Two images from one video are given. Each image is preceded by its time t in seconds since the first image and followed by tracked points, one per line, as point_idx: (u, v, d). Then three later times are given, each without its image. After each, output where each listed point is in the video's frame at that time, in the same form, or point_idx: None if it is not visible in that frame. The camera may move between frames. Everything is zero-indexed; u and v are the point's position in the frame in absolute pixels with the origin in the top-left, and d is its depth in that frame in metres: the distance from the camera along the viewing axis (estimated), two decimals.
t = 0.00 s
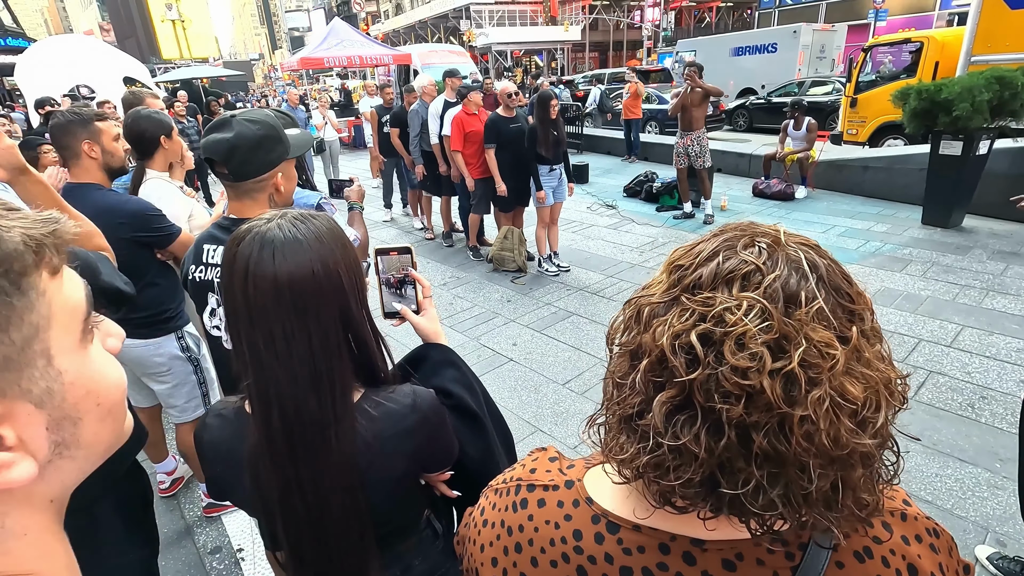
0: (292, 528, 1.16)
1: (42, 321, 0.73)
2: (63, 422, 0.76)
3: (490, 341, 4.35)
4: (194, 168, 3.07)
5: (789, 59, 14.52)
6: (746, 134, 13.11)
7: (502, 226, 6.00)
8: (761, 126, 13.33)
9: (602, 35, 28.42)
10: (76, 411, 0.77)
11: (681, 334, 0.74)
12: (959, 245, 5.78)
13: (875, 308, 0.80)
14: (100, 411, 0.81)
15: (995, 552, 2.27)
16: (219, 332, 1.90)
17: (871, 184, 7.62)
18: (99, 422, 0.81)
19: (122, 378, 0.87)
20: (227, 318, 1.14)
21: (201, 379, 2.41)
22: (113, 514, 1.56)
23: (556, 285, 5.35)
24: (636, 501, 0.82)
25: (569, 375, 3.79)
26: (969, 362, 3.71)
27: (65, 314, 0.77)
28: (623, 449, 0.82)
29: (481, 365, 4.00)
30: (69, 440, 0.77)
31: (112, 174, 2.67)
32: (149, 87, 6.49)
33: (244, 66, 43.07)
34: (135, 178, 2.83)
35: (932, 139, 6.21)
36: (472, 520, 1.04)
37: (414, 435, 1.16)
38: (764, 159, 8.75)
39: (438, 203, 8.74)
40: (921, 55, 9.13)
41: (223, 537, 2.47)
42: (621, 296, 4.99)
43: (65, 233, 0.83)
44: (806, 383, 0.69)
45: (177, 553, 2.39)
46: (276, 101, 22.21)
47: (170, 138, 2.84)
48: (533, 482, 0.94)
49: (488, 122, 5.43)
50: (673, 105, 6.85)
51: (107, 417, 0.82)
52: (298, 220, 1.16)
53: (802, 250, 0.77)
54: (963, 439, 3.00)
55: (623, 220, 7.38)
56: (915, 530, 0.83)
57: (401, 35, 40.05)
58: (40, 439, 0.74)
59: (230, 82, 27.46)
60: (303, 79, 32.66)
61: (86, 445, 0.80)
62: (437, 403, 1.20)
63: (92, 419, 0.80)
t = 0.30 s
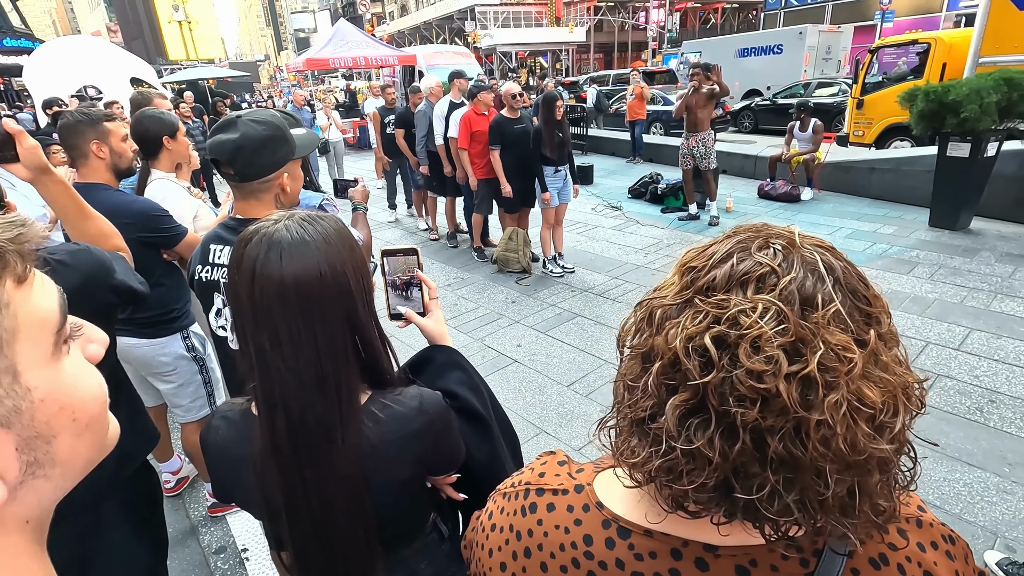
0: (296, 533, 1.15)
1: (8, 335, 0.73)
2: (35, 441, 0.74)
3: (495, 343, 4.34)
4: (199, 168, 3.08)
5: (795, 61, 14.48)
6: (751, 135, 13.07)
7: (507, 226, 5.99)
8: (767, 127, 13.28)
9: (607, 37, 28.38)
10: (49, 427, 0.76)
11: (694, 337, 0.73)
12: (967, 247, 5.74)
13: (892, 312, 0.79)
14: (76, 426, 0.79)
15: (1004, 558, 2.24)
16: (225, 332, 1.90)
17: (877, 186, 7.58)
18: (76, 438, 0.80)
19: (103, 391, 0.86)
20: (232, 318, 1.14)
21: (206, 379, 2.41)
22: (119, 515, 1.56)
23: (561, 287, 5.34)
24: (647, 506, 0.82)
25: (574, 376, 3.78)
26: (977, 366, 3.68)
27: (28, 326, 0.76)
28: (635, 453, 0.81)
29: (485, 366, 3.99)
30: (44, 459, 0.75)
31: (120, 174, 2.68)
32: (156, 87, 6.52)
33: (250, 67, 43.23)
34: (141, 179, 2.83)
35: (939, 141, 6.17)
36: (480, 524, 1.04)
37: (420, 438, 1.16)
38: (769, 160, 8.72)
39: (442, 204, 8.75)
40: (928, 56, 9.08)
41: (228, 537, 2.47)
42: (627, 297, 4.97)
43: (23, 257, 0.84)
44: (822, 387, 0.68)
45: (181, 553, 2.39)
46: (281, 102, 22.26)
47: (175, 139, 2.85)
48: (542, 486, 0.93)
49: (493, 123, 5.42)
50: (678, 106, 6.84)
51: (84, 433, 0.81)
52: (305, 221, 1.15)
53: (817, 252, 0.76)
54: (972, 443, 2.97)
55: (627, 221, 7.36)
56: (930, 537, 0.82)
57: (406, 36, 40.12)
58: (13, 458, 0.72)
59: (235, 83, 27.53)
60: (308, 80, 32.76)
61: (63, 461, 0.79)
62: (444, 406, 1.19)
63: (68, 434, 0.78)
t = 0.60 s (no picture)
0: (301, 536, 1.12)
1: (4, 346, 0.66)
2: (35, 462, 0.69)
3: (500, 343, 4.32)
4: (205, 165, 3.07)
5: (801, 61, 14.42)
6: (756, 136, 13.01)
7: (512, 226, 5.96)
8: (772, 128, 13.23)
9: (612, 37, 28.31)
10: (51, 446, 0.70)
11: (715, 339, 0.71)
12: (976, 249, 5.69)
13: (919, 314, 0.77)
14: (81, 443, 0.74)
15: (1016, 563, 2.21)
16: (232, 331, 1.88)
17: (885, 186, 7.53)
18: (82, 455, 0.74)
19: (110, 401, 0.80)
20: (253, 306, 1.14)
21: (212, 377, 2.39)
22: (126, 515, 1.54)
23: (566, 287, 5.32)
24: (665, 512, 0.80)
25: (580, 377, 3.76)
26: (987, 368, 3.64)
27: (33, 336, 0.69)
28: (652, 458, 0.79)
29: (491, 366, 3.97)
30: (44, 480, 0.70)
31: (127, 173, 2.67)
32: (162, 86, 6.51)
33: (255, 67, 43.32)
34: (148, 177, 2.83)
35: (948, 142, 6.12)
36: (491, 529, 1.02)
37: (429, 443, 1.14)
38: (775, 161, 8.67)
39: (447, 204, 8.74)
40: (935, 56, 9.02)
41: (233, 536, 2.46)
42: (632, 298, 4.95)
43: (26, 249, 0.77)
44: (850, 392, 0.66)
45: (187, 552, 2.38)
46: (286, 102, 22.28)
47: (182, 137, 2.85)
48: (556, 491, 0.91)
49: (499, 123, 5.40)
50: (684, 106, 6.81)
51: (89, 449, 0.75)
52: (334, 219, 1.16)
53: (844, 252, 0.74)
54: (982, 446, 2.94)
55: (633, 221, 7.33)
56: (956, 546, 0.80)
57: (411, 36, 40.19)
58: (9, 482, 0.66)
59: (241, 83, 27.57)
60: (312, 80, 32.81)
61: (67, 481, 0.73)
62: (453, 409, 1.18)
63: (71, 453, 0.72)
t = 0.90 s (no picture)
0: (305, 537, 1.11)
1: None
2: (19, 471, 0.64)
3: (504, 342, 4.33)
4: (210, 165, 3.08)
5: (807, 62, 14.36)
6: (762, 136, 12.96)
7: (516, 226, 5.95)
8: (778, 128, 13.18)
9: (617, 37, 28.23)
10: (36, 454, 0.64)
11: (713, 340, 0.71)
12: (983, 250, 5.65)
13: (921, 314, 0.76)
14: (67, 450, 0.68)
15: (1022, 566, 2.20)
16: (234, 329, 1.89)
17: (891, 187, 7.49)
18: (69, 462, 0.69)
19: (99, 404, 0.75)
20: (276, 294, 1.15)
21: (218, 375, 2.40)
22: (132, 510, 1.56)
23: (570, 287, 5.32)
24: (664, 512, 0.80)
25: (584, 377, 3.76)
26: (994, 370, 3.61)
27: (10, 338, 0.64)
28: (651, 459, 0.79)
29: (494, 366, 3.98)
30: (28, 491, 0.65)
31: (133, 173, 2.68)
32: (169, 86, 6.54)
33: (261, 67, 43.39)
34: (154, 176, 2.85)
35: (955, 143, 6.08)
36: (491, 529, 1.02)
37: (435, 446, 1.13)
38: (781, 161, 8.64)
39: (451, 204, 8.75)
40: (942, 57, 8.98)
41: (237, 533, 2.48)
42: (636, 298, 4.94)
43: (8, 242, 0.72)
44: (849, 394, 0.66)
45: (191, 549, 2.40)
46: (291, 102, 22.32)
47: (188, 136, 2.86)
48: (556, 491, 0.91)
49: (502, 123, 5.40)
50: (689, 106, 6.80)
51: (77, 456, 0.69)
52: (364, 217, 1.18)
53: (845, 252, 0.74)
54: (987, 448, 2.92)
55: (637, 222, 7.32)
56: (959, 547, 0.79)
57: (416, 37, 40.34)
58: None
59: (247, 83, 27.64)
60: (318, 80, 32.88)
61: (53, 490, 0.68)
62: (457, 409, 1.18)
63: (58, 460, 0.67)
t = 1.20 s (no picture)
0: (321, 543, 1.08)
1: None
2: None
3: (508, 343, 4.31)
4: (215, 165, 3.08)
5: (813, 63, 14.30)
6: (767, 137, 12.90)
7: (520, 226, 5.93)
8: (783, 129, 13.12)
9: (622, 38, 28.19)
10: None
11: (723, 346, 0.69)
12: (991, 253, 5.60)
13: (937, 319, 0.74)
14: (22, 474, 0.63)
15: None
16: (238, 332, 1.88)
17: (897, 189, 7.44)
18: (23, 487, 0.64)
19: (60, 423, 0.69)
20: (287, 295, 1.12)
21: (221, 375, 2.39)
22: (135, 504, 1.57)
23: (574, 288, 5.30)
24: (670, 522, 0.78)
25: (588, 379, 3.74)
26: (1002, 375, 3.57)
27: None
28: (658, 467, 0.77)
29: (498, 367, 3.96)
30: None
31: (137, 172, 2.68)
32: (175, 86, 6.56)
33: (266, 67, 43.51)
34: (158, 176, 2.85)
35: (963, 145, 6.03)
36: (493, 536, 1.01)
37: (448, 444, 1.13)
38: (786, 163, 8.60)
39: (455, 204, 8.75)
40: (950, 58, 8.92)
41: (240, 534, 2.47)
42: (640, 299, 4.92)
43: None
44: (865, 403, 0.64)
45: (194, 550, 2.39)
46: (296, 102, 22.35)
47: (190, 135, 2.86)
48: (559, 499, 0.89)
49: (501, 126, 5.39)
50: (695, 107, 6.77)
51: (35, 480, 0.65)
52: (377, 217, 1.17)
53: (859, 256, 0.72)
54: (995, 453, 2.89)
55: (641, 223, 7.30)
56: (975, 559, 0.77)
57: (420, 37, 40.35)
58: None
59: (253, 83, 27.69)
60: (323, 80, 32.93)
61: (9, 515, 0.63)
62: (467, 410, 1.18)
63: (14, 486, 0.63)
